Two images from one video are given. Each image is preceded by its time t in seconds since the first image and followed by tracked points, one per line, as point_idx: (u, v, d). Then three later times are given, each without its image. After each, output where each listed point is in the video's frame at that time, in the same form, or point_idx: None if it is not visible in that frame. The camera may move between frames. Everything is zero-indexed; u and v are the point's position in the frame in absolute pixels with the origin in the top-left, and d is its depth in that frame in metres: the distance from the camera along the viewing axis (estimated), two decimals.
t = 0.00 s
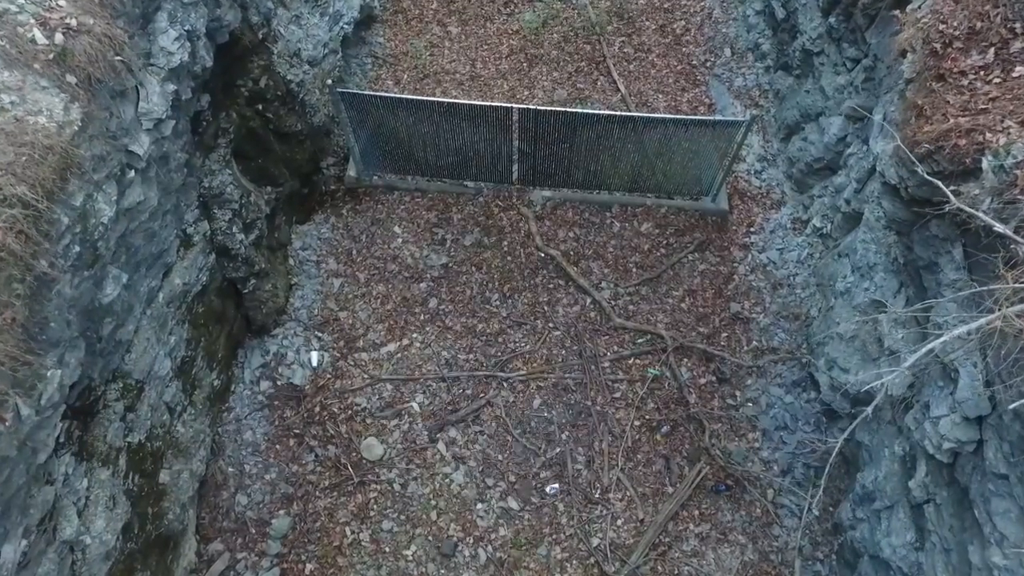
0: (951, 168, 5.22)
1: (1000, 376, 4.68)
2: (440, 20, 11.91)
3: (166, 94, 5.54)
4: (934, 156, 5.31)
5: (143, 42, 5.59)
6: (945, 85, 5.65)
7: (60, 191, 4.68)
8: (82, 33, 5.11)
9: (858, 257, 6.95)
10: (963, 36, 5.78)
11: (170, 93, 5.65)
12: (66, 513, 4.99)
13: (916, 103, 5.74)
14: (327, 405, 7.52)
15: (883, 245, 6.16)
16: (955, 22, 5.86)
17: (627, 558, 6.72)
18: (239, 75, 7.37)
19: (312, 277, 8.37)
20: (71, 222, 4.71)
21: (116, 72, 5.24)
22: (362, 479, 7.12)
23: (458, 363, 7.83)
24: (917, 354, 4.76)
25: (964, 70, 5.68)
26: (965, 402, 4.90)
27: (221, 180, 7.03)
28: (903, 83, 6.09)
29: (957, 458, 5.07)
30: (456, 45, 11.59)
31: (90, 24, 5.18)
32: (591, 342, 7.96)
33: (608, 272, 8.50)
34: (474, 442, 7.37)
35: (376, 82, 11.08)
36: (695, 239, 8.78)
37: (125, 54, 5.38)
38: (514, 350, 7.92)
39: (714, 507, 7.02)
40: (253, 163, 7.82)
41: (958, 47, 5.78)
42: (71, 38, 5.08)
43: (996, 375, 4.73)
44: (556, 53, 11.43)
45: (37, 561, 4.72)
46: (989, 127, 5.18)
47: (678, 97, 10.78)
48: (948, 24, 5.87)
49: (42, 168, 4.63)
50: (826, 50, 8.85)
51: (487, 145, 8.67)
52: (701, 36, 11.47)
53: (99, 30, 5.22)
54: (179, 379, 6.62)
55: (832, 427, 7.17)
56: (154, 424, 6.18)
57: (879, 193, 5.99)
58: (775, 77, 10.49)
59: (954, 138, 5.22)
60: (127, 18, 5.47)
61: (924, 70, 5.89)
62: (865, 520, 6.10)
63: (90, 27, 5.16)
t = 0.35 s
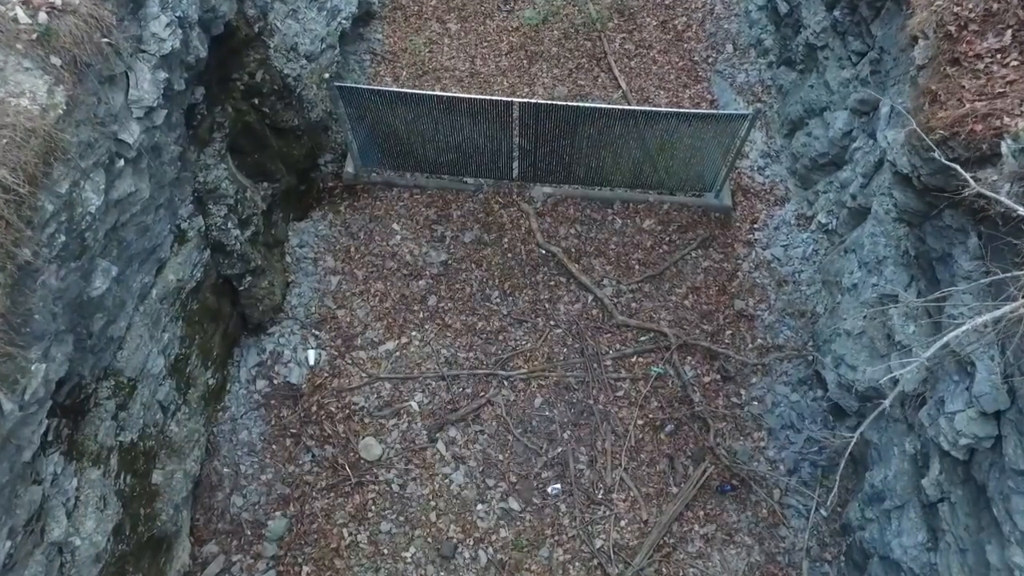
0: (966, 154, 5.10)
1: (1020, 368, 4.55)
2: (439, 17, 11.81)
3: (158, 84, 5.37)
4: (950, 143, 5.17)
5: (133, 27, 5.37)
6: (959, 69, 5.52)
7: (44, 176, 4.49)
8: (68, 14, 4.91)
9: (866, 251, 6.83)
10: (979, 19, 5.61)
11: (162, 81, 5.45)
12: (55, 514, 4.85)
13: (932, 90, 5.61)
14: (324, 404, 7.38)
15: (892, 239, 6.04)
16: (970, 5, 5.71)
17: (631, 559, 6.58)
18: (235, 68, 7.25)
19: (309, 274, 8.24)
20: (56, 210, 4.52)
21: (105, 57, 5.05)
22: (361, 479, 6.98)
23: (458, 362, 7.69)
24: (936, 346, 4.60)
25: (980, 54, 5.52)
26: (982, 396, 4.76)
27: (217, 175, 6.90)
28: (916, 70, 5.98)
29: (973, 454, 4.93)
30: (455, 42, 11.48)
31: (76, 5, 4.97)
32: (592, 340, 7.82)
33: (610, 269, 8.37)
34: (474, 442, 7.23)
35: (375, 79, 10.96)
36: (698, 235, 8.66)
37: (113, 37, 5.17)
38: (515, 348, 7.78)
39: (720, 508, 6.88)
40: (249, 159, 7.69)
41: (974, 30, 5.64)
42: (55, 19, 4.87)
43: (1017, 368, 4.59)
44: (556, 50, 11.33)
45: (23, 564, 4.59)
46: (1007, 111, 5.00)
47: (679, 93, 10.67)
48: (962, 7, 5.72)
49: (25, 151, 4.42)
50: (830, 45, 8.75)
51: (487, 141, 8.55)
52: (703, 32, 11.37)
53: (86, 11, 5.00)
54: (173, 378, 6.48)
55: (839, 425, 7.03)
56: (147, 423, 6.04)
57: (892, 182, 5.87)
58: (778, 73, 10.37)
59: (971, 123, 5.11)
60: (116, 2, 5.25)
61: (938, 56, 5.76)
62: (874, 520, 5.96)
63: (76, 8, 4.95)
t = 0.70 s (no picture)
0: (981, 160, 5.01)
1: None
2: (439, 37, 11.87)
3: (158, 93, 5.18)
4: (963, 149, 5.11)
5: (130, 32, 5.09)
6: (970, 74, 5.43)
7: (32, 181, 4.23)
8: (61, 15, 4.64)
9: (874, 266, 6.71)
10: (989, 23, 5.49)
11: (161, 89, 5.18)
12: (37, 538, 4.65)
13: (943, 95, 5.54)
14: (321, 424, 7.19)
15: (901, 252, 5.93)
16: (982, 8, 5.57)
17: None
18: (234, 84, 7.22)
19: (307, 292, 8.11)
20: (44, 216, 4.26)
21: (98, 61, 4.78)
22: (357, 502, 6.76)
23: (458, 381, 7.51)
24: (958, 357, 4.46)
25: (991, 58, 5.40)
26: (1005, 411, 4.60)
27: (214, 190, 6.80)
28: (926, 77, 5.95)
29: (996, 473, 4.75)
30: (456, 61, 11.51)
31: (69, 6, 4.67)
32: (595, 358, 7.66)
33: (613, 286, 8.25)
34: (474, 463, 7.02)
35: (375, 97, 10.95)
36: (701, 252, 8.55)
37: (106, 40, 4.88)
38: (516, 367, 7.61)
39: (729, 531, 6.65)
40: (247, 174, 7.60)
41: (984, 35, 5.51)
42: (46, 19, 4.60)
43: None
44: (556, 69, 11.36)
45: None
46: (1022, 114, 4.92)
47: (680, 111, 10.67)
48: (973, 11, 5.60)
49: (10, 153, 4.14)
50: (831, 61, 8.75)
51: (488, 157, 8.49)
52: (703, 51, 11.42)
53: (79, 12, 4.68)
54: (165, 397, 6.29)
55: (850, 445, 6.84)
56: (137, 443, 5.84)
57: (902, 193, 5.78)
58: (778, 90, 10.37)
59: (985, 128, 5.02)
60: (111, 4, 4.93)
61: (947, 60, 5.72)
62: (890, 544, 5.74)
63: (68, 9, 4.66)
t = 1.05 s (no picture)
0: (996, 179, 4.90)
1: None
2: (441, 71, 11.99)
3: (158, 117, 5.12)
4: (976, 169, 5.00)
5: (130, 54, 5.02)
6: (981, 93, 5.35)
7: (21, 199, 4.09)
8: (58, 32, 4.52)
9: (883, 293, 6.59)
10: (999, 42, 5.41)
11: (160, 112, 5.09)
12: None
13: (954, 114, 5.49)
14: (317, 458, 6.96)
15: (911, 278, 5.81)
16: (990, 27, 5.51)
17: None
18: (236, 113, 7.23)
19: (305, 322, 7.97)
20: (32, 234, 4.13)
21: (96, 80, 4.68)
22: (353, 540, 6.49)
23: (459, 413, 7.31)
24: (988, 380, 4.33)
25: (1003, 77, 5.30)
26: None
27: (213, 218, 6.73)
28: (934, 99, 5.92)
29: None
30: (457, 94, 11.61)
31: (66, 23, 4.57)
32: (600, 389, 7.47)
33: (616, 316, 8.11)
34: (475, 499, 6.77)
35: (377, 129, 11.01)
36: (706, 281, 8.45)
37: (105, 58, 4.78)
38: (518, 398, 7.42)
39: (741, 570, 6.37)
40: (247, 203, 7.54)
41: (994, 53, 5.42)
42: (43, 35, 4.48)
43: None
44: (557, 102, 11.45)
45: None
46: None
47: (681, 142, 10.71)
48: (982, 30, 5.53)
49: None
50: (831, 92, 8.80)
51: (489, 187, 8.45)
52: (702, 84, 11.52)
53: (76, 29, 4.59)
54: (157, 428, 6.09)
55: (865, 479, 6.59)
56: (126, 477, 5.62)
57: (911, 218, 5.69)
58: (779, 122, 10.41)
59: (1000, 146, 4.91)
60: (111, 25, 4.84)
61: (956, 81, 5.65)
62: None
63: (65, 26, 4.55)
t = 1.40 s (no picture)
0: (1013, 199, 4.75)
1: None
2: (443, 104, 12.10)
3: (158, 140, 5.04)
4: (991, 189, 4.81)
5: (131, 75, 4.88)
6: (994, 112, 5.17)
7: (10, 215, 3.90)
8: (56, 47, 4.36)
9: (893, 322, 6.45)
10: (1010, 60, 5.23)
11: (160, 134, 4.99)
12: None
13: (966, 134, 5.36)
14: (312, 493, 6.72)
15: (924, 304, 5.68)
16: (1000, 45, 5.35)
17: None
18: (238, 141, 7.22)
19: (303, 352, 7.81)
20: (21, 250, 3.93)
21: (94, 97, 4.53)
22: None
23: (460, 446, 7.09)
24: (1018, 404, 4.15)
25: (1015, 96, 5.13)
26: None
27: (211, 245, 6.64)
28: (943, 119, 5.75)
29: None
30: (459, 127, 11.69)
31: (65, 38, 4.40)
32: (605, 421, 7.27)
33: (621, 346, 7.96)
34: (476, 536, 6.51)
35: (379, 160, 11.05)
36: (711, 310, 8.32)
37: (104, 75, 4.62)
38: (521, 430, 7.21)
39: None
40: (247, 231, 7.46)
41: (1006, 72, 5.25)
42: (40, 49, 4.31)
43: None
44: (559, 134, 11.52)
45: None
46: None
47: (682, 173, 10.73)
48: (992, 49, 5.37)
49: None
50: (833, 123, 8.82)
51: (492, 216, 8.39)
52: (703, 117, 11.60)
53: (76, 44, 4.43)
54: (147, 460, 5.88)
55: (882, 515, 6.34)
56: (112, 511, 5.39)
57: (923, 244, 5.58)
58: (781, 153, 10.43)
59: (1016, 165, 4.74)
60: (112, 43, 4.69)
61: (966, 101, 5.50)
62: None
63: (64, 41, 4.39)
